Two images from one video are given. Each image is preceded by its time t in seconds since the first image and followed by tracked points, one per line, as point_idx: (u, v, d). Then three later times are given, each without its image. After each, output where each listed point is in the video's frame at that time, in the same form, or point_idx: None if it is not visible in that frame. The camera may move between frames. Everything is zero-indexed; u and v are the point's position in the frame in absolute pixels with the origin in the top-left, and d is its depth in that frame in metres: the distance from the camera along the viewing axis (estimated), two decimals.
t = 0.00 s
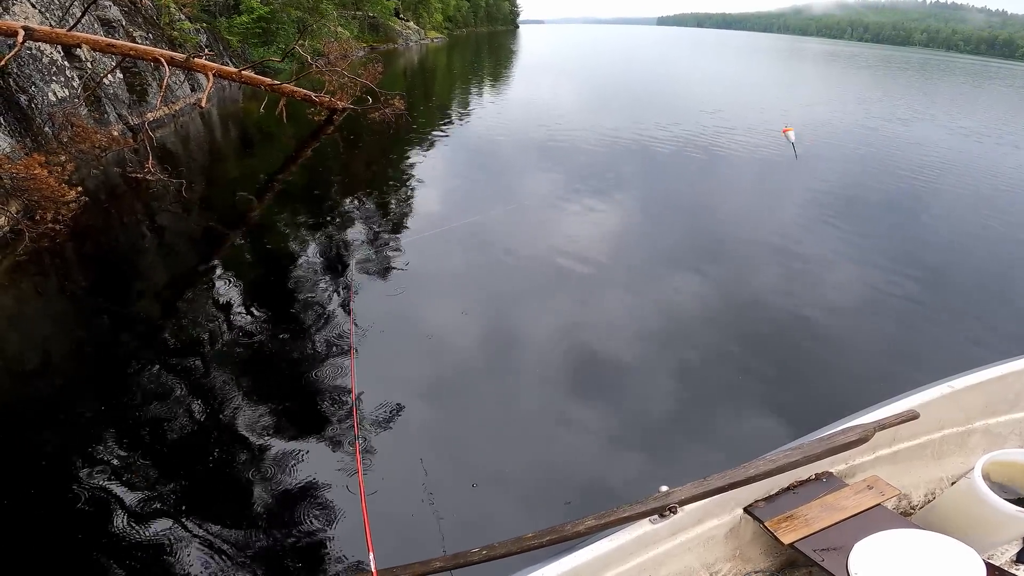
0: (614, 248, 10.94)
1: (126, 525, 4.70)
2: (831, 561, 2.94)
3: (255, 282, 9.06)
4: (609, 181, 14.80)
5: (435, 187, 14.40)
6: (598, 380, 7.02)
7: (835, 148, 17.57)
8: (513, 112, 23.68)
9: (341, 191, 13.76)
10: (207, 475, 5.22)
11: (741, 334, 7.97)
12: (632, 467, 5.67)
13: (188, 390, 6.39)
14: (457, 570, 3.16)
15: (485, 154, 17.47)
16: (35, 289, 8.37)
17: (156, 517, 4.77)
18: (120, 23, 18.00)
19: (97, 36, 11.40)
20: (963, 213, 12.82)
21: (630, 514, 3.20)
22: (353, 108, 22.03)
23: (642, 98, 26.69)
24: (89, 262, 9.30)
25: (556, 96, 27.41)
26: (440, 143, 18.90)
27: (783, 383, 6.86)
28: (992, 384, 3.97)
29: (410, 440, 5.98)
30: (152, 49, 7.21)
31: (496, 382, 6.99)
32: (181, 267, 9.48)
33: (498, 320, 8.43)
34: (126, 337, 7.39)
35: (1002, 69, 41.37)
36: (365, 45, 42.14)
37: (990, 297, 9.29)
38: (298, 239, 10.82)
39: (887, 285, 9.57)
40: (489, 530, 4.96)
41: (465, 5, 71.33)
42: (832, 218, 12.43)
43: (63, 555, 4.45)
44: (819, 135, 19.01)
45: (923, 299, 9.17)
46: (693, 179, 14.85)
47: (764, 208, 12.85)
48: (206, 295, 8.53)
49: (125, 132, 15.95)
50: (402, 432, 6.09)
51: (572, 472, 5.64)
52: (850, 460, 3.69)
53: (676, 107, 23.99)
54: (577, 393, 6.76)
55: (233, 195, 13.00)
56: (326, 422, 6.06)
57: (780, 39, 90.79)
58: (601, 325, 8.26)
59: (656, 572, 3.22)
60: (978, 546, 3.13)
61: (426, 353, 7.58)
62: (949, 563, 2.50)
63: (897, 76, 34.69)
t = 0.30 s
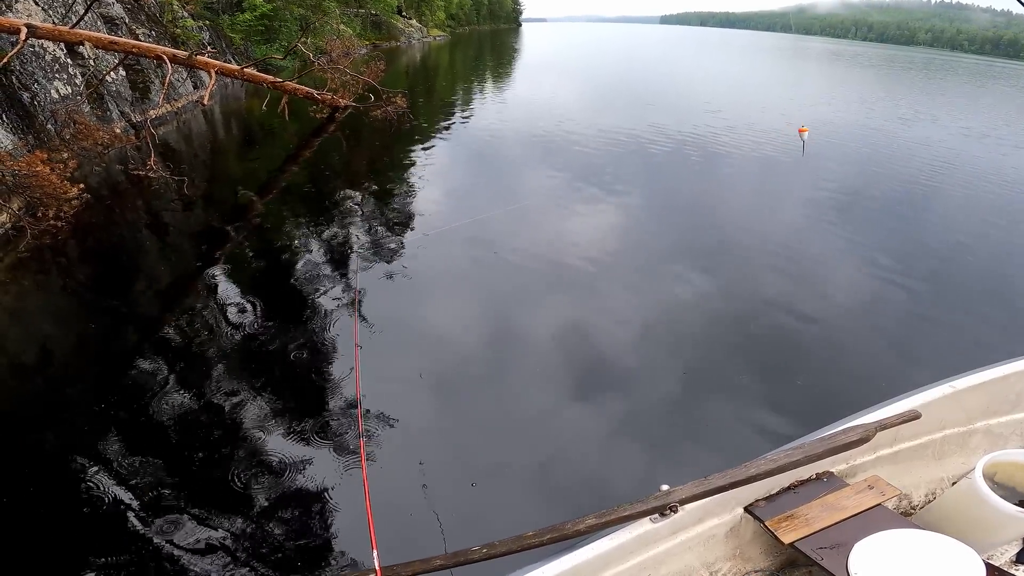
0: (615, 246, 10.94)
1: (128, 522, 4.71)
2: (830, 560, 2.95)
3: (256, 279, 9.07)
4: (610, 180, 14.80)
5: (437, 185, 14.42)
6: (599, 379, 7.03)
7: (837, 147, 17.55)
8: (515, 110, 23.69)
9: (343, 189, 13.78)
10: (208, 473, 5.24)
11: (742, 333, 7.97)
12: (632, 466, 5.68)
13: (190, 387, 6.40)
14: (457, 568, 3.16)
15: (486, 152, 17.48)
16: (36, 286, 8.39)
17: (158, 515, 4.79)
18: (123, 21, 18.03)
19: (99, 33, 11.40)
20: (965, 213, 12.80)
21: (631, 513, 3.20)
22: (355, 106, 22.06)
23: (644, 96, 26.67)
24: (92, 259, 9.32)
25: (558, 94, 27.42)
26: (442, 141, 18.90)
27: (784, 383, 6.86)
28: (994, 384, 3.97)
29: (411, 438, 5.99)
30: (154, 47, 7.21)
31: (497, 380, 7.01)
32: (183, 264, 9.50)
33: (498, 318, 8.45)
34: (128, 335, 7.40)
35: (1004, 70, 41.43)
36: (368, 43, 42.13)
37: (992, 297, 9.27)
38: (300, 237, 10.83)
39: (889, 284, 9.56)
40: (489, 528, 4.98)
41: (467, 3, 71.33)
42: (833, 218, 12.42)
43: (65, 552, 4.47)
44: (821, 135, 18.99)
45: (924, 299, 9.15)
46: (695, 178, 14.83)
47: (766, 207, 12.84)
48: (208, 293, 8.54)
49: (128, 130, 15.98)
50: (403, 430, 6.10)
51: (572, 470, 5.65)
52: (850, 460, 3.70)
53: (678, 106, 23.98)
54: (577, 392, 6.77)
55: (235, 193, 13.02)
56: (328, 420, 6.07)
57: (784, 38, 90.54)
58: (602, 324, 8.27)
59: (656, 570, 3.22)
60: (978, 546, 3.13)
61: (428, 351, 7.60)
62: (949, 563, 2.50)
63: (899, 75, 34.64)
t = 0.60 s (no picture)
0: (617, 245, 10.93)
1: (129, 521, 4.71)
2: (832, 560, 2.95)
3: (258, 276, 9.10)
4: (612, 178, 14.78)
5: (438, 183, 14.42)
6: (600, 377, 7.03)
7: (840, 147, 17.53)
8: (517, 108, 23.68)
9: (345, 186, 13.79)
10: (209, 471, 5.25)
11: (743, 333, 7.97)
12: (633, 465, 5.69)
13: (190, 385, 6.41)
14: (459, 565, 3.16)
15: (488, 150, 17.48)
16: (38, 283, 8.41)
17: (159, 513, 4.79)
18: (126, 18, 18.04)
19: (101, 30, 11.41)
20: (968, 213, 12.76)
21: (632, 511, 3.20)
22: (357, 104, 22.06)
23: (647, 95, 26.64)
24: (94, 256, 9.34)
25: (561, 93, 27.38)
26: (444, 139, 18.89)
27: (785, 382, 6.85)
28: (996, 384, 3.97)
29: (412, 435, 6.02)
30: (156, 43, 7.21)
31: (498, 378, 7.02)
32: (185, 262, 9.51)
33: (500, 317, 8.45)
34: (130, 332, 7.41)
35: (1006, 70, 41.31)
36: (370, 40, 42.08)
37: (994, 298, 9.25)
38: (301, 235, 10.84)
39: (890, 284, 9.54)
40: (491, 527, 4.99)
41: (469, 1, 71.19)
42: (835, 218, 12.40)
43: (65, 550, 4.47)
44: (823, 135, 18.97)
45: (927, 299, 9.13)
46: (697, 177, 14.81)
47: (768, 207, 12.83)
48: (210, 291, 8.55)
49: (130, 127, 15.99)
50: (404, 428, 6.12)
51: (573, 468, 5.67)
52: (852, 459, 3.70)
53: (680, 104, 23.94)
54: (579, 391, 6.78)
55: (236, 190, 13.04)
56: (329, 418, 6.08)
57: (787, 37, 90.25)
58: (603, 322, 8.27)
59: (657, 569, 3.23)
60: (978, 546, 3.13)
61: (429, 349, 7.61)
62: (950, 563, 2.50)
63: (902, 75, 34.53)
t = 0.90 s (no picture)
0: (619, 244, 10.93)
1: (130, 517, 4.74)
2: (834, 560, 2.95)
3: (260, 273, 9.12)
4: (615, 177, 14.75)
5: (440, 181, 14.41)
6: (602, 376, 7.04)
7: (843, 147, 17.48)
8: (520, 106, 23.65)
9: (347, 183, 13.80)
10: (209, 468, 5.26)
11: (745, 332, 7.97)
12: (634, 464, 5.69)
13: (191, 382, 6.43)
14: (459, 563, 3.18)
15: (491, 148, 17.46)
16: (41, 279, 8.44)
17: (160, 510, 4.81)
18: (129, 15, 18.05)
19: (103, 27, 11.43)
20: (972, 213, 12.72)
21: (633, 509, 3.20)
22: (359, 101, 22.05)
23: (649, 93, 26.63)
24: (96, 253, 9.35)
25: (563, 91, 27.32)
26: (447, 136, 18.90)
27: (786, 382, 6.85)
28: (997, 383, 3.97)
29: (413, 433, 6.03)
30: (158, 41, 7.21)
31: (499, 376, 7.02)
32: (187, 259, 9.54)
33: (502, 315, 8.45)
34: (132, 329, 7.44)
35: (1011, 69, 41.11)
36: (373, 37, 41.99)
37: (997, 298, 9.23)
38: (303, 232, 10.86)
39: (893, 284, 9.52)
40: (491, 524, 5.01)
41: None
42: (838, 217, 12.37)
43: (67, 546, 4.49)
44: (827, 134, 18.92)
45: (930, 299, 9.11)
46: (700, 176, 14.79)
47: (770, 206, 12.80)
48: (211, 287, 8.58)
49: (133, 124, 16.02)
50: (406, 425, 6.14)
51: (574, 466, 5.68)
52: (853, 458, 3.70)
53: (683, 103, 23.89)
54: (581, 389, 6.78)
55: (239, 187, 13.05)
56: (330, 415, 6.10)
57: (791, 36, 89.96)
58: (605, 320, 8.27)
59: (657, 567, 3.24)
60: (979, 545, 3.13)
61: (430, 346, 7.63)
62: (950, 563, 2.50)
63: (907, 74, 34.40)
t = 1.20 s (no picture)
0: (620, 242, 10.93)
1: (131, 513, 4.76)
2: (836, 561, 2.94)
3: (262, 270, 9.14)
4: (616, 175, 14.73)
5: (442, 179, 14.41)
6: (601, 374, 7.04)
7: (845, 145, 17.46)
8: (521, 104, 23.63)
9: (348, 181, 13.80)
10: (210, 464, 5.29)
11: (745, 330, 7.97)
12: (633, 462, 5.69)
13: (194, 379, 6.44)
14: (458, 561, 3.19)
15: (492, 146, 17.45)
16: (41, 276, 8.46)
17: (162, 508, 4.82)
18: (130, 13, 18.05)
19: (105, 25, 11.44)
20: (973, 212, 12.71)
21: (632, 507, 3.22)
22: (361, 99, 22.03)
23: (651, 92, 26.61)
24: (97, 251, 9.36)
25: (565, 89, 27.29)
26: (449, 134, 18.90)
27: (786, 381, 6.85)
28: (997, 382, 3.96)
29: (414, 430, 6.05)
30: (159, 38, 7.19)
31: (500, 374, 7.04)
32: (188, 256, 9.56)
33: (502, 313, 8.46)
34: (134, 326, 7.45)
35: (1014, 68, 40.98)
36: (374, 34, 41.95)
37: (998, 297, 9.22)
38: (304, 229, 10.87)
39: (894, 283, 9.51)
40: (491, 522, 5.02)
41: None
42: (840, 216, 12.35)
43: (70, 544, 4.50)
44: (829, 133, 18.90)
45: (930, 299, 9.10)
46: (701, 174, 14.78)
47: (772, 205, 12.78)
48: (213, 284, 8.60)
49: (134, 122, 16.04)
50: (406, 422, 6.16)
51: (574, 464, 5.69)
52: (853, 456, 3.71)
53: (685, 101, 23.85)
54: (581, 387, 6.78)
55: (240, 185, 13.05)
56: (332, 413, 6.10)
57: (793, 35, 89.67)
58: (605, 318, 8.28)
59: (656, 565, 3.24)
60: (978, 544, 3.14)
61: (431, 344, 7.64)
62: (952, 563, 2.50)
63: (909, 73, 34.29)
